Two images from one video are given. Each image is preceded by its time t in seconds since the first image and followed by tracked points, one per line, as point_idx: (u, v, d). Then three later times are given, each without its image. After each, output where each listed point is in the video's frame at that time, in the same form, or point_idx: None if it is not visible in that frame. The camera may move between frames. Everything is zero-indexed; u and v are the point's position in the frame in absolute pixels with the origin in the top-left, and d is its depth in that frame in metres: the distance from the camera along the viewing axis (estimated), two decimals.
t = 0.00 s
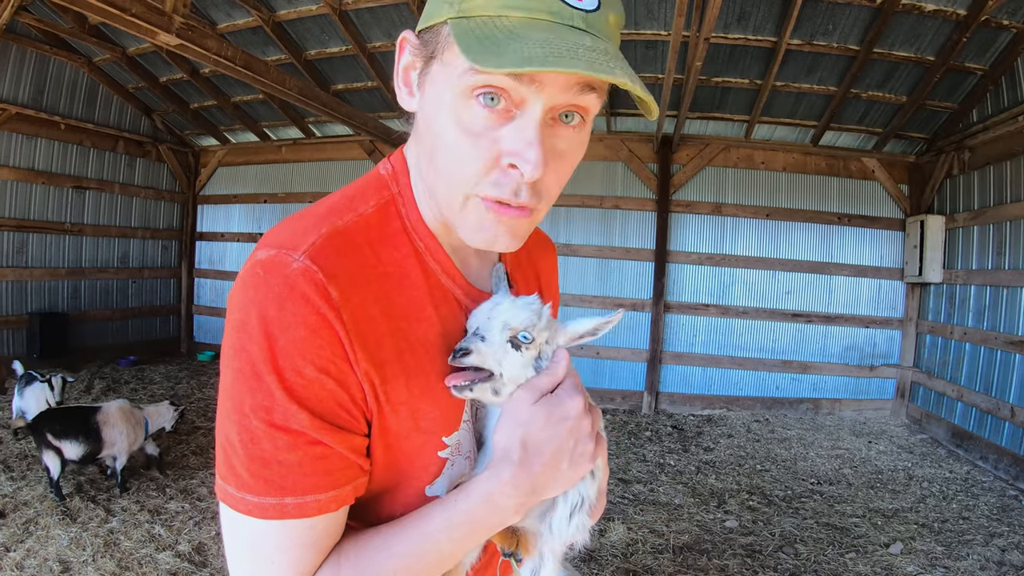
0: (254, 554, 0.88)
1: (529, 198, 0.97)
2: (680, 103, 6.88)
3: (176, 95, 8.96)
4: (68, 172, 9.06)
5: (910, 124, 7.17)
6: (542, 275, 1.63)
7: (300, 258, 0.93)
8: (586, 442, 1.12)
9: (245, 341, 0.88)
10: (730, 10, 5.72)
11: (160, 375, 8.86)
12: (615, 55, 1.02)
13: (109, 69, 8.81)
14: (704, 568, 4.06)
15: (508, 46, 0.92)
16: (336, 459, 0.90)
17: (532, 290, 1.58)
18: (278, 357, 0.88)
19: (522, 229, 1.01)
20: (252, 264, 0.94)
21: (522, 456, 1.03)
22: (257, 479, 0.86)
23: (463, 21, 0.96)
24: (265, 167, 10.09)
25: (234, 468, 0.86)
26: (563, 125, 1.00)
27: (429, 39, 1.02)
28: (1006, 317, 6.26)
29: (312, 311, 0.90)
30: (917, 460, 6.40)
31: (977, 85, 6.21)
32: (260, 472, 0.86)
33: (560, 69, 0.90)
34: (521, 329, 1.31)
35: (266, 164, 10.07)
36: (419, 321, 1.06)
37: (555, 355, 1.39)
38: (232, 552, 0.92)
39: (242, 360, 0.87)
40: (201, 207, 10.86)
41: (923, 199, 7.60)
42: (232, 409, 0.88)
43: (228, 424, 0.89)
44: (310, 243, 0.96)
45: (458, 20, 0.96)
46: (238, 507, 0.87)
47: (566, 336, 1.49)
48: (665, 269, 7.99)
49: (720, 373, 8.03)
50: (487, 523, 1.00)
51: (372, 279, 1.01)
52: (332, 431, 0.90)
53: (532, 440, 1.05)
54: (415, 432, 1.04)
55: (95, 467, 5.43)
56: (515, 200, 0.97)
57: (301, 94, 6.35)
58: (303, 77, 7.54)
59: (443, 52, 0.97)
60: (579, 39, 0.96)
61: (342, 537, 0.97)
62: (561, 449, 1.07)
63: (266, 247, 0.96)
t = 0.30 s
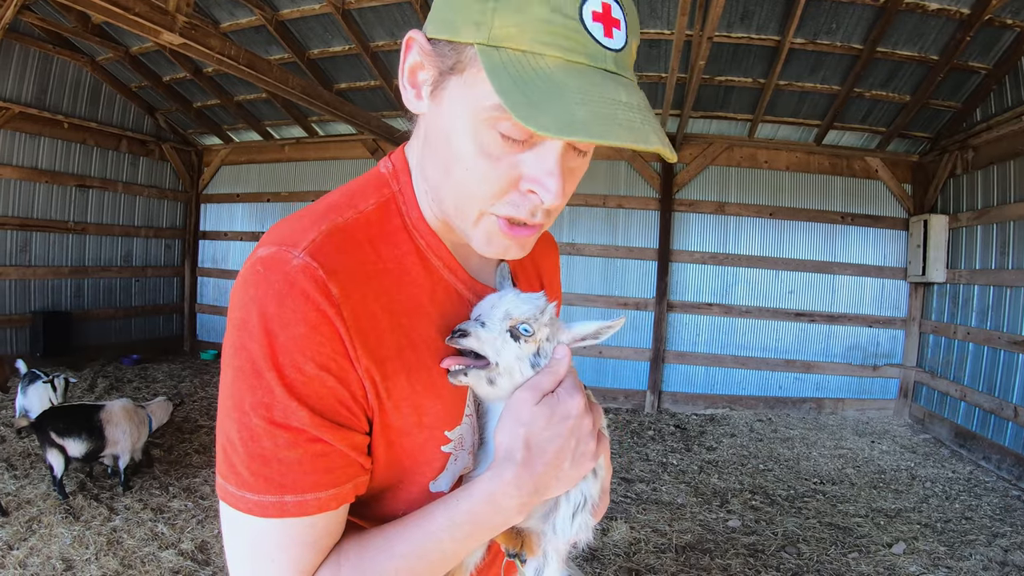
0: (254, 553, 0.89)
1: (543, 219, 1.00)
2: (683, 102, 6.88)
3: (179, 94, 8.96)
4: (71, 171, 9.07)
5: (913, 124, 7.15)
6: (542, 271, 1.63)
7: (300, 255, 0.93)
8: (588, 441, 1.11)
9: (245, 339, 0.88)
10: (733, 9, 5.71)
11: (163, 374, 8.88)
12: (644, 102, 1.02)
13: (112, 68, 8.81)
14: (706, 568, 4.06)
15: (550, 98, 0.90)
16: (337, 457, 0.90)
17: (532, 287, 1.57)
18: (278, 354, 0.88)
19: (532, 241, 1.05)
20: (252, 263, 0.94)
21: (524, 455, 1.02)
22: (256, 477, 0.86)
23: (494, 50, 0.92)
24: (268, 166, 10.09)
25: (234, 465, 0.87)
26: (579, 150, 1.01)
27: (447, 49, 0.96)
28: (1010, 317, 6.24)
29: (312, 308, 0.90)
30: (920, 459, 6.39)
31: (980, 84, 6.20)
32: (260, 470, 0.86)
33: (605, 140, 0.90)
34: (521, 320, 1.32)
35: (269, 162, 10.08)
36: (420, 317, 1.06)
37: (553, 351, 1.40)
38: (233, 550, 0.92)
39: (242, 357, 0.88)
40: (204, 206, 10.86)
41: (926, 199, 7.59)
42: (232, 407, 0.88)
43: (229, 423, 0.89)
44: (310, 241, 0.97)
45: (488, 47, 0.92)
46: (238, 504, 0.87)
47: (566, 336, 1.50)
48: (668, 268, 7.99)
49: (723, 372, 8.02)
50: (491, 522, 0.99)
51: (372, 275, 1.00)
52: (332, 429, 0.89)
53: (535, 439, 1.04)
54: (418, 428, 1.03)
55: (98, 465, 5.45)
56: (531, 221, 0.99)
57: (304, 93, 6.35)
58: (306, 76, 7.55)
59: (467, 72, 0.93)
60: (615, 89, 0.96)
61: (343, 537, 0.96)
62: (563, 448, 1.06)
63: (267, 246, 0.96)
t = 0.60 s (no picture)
0: (247, 536, 0.90)
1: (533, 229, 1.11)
2: (685, 102, 6.87)
3: (182, 94, 8.97)
4: (74, 171, 9.09)
5: (915, 124, 7.15)
6: (533, 262, 1.56)
7: (289, 248, 0.95)
8: (590, 452, 1.05)
9: (237, 330, 0.91)
10: (735, 9, 5.71)
11: (165, 374, 8.91)
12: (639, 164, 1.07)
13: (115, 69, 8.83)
14: (708, 568, 4.06)
15: (560, 176, 0.95)
16: (324, 444, 0.90)
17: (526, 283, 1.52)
18: (268, 343, 0.89)
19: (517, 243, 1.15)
20: (245, 258, 0.97)
21: (522, 462, 0.98)
22: (246, 460, 0.87)
23: (510, 118, 0.92)
24: (270, 166, 10.10)
25: (226, 451, 0.89)
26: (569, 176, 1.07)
27: (456, 95, 0.94)
28: (1012, 317, 6.23)
29: (300, 298, 0.91)
30: (922, 460, 6.39)
31: (982, 84, 6.19)
32: (249, 454, 0.87)
33: (605, 222, 0.99)
34: (520, 320, 1.24)
35: (271, 163, 10.09)
36: (410, 307, 1.05)
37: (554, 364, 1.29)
38: (228, 536, 0.93)
39: (234, 347, 0.90)
40: (207, 206, 10.88)
41: (929, 198, 7.58)
42: (224, 394, 0.90)
43: (222, 410, 0.91)
44: (298, 235, 0.98)
45: (505, 113, 0.92)
46: (230, 488, 0.88)
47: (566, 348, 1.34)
48: (671, 268, 7.99)
49: (725, 372, 8.02)
50: (481, 527, 0.95)
51: (361, 268, 1.00)
52: (320, 416, 0.90)
53: (534, 446, 1.00)
54: (411, 415, 1.02)
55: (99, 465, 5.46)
56: (522, 233, 1.10)
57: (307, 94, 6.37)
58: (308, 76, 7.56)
59: (478, 124, 0.93)
60: (615, 158, 1.01)
61: (333, 526, 0.96)
62: (563, 458, 1.01)
63: (258, 242, 0.99)
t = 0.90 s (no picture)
0: (260, 515, 0.88)
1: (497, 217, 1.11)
2: (687, 102, 6.87)
3: (183, 95, 8.98)
4: (75, 172, 9.11)
5: (916, 124, 7.15)
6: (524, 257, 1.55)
7: (274, 235, 0.96)
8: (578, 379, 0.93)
9: (231, 316, 0.92)
10: (736, 10, 5.71)
11: (167, 374, 8.91)
12: (585, 141, 1.02)
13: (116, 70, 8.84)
14: (709, 568, 4.06)
15: (498, 152, 0.93)
16: (324, 415, 0.89)
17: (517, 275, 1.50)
18: (258, 322, 0.90)
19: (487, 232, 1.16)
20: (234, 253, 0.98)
21: (504, 402, 0.88)
22: (250, 436, 0.86)
23: (450, 102, 0.93)
24: (272, 167, 10.11)
25: (233, 432, 0.88)
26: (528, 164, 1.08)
27: (407, 85, 0.97)
28: (1014, 318, 6.23)
29: (286, 278, 0.92)
30: (924, 460, 6.38)
31: (983, 84, 6.19)
32: (253, 429, 0.86)
33: (539, 193, 0.95)
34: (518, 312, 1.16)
35: (272, 163, 10.10)
36: (396, 289, 1.05)
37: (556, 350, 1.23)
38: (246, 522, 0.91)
39: (228, 333, 0.91)
40: (208, 207, 10.89)
41: (930, 199, 7.58)
42: (225, 378, 0.91)
43: (225, 396, 0.91)
44: (284, 225, 1.00)
45: (445, 98, 0.93)
46: (238, 467, 0.87)
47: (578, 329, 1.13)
48: (673, 269, 7.98)
49: (726, 372, 8.02)
50: (478, 477, 0.87)
51: (345, 253, 1.02)
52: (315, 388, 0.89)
53: (514, 385, 0.89)
54: (402, 392, 1.01)
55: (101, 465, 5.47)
56: (487, 220, 1.10)
57: (308, 95, 6.37)
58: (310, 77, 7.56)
59: (426, 112, 0.96)
60: (552, 134, 0.98)
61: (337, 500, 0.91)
62: (548, 390, 0.90)
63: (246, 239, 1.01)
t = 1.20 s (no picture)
0: (276, 510, 0.85)
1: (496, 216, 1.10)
2: (688, 104, 6.86)
3: (185, 96, 9.00)
4: (77, 173, 9.12)
5: (918, 126, 7.15)
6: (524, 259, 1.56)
7: (276, 237, 0.96)
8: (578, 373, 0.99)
9: (235, 316, 0.91)
10: (738, 11, 5.71)
11: (168, 375, 8.91)
12: (572, 138, 1.03)
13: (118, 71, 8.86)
14: (710, 570, 4.06)
15: (487, 158, 0.93)
16: (334, 407, 0.89)
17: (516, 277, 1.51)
18: (263, 320, 0.89)
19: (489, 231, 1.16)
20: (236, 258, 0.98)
21: (512, 385, 0.92)
22: (264, 430, 0.85)
23: (438, 112, 0.94)
24: (274, 168, 10.12)
25: (247, 429, 0.86)
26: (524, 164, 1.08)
27: (397, 96, 0.97)
28: (1014, 320, 6.23)
29: (289, 277, 0.92)
30: (925, 462, 6.38)
31: (985, 86, 6.19)
32: (266, 423, 0.85)
33: (529, 194, 0.96)
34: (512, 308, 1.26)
35: (274, 164, 10.11)
36: (394, 288, 1.06)
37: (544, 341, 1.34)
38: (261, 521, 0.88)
39: (234, 332, 0.90)
40: (210, 208, 10.90)
41: (931, 201, 7.58)
42: (233, 376, 0.90)
43: (235, 393, 0.90)
44: (284, 229, 1.00)
45: (434, 108, 0.94)
46: (252, 463, 0.85)
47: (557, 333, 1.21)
48: (674, 271, 7.99)
49: (727, 374, 8.02)
50: (492, 455, 0.90)
51: (344, 253, 1.02)
52: (324, 380, 0.89)
53: (523, 369, 0.94)
54: (400, 387, 1.01)
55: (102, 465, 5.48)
56: (486, 219, 1.10)
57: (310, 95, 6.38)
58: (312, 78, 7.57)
59: (418, 121, 0.96)
60: (539, 134, 0.98)
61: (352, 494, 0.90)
62: (553, 378, 0.95)
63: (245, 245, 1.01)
